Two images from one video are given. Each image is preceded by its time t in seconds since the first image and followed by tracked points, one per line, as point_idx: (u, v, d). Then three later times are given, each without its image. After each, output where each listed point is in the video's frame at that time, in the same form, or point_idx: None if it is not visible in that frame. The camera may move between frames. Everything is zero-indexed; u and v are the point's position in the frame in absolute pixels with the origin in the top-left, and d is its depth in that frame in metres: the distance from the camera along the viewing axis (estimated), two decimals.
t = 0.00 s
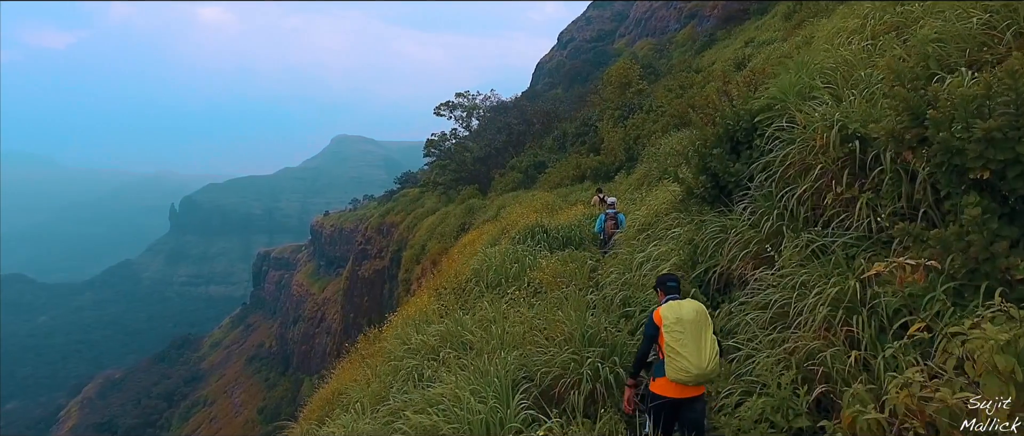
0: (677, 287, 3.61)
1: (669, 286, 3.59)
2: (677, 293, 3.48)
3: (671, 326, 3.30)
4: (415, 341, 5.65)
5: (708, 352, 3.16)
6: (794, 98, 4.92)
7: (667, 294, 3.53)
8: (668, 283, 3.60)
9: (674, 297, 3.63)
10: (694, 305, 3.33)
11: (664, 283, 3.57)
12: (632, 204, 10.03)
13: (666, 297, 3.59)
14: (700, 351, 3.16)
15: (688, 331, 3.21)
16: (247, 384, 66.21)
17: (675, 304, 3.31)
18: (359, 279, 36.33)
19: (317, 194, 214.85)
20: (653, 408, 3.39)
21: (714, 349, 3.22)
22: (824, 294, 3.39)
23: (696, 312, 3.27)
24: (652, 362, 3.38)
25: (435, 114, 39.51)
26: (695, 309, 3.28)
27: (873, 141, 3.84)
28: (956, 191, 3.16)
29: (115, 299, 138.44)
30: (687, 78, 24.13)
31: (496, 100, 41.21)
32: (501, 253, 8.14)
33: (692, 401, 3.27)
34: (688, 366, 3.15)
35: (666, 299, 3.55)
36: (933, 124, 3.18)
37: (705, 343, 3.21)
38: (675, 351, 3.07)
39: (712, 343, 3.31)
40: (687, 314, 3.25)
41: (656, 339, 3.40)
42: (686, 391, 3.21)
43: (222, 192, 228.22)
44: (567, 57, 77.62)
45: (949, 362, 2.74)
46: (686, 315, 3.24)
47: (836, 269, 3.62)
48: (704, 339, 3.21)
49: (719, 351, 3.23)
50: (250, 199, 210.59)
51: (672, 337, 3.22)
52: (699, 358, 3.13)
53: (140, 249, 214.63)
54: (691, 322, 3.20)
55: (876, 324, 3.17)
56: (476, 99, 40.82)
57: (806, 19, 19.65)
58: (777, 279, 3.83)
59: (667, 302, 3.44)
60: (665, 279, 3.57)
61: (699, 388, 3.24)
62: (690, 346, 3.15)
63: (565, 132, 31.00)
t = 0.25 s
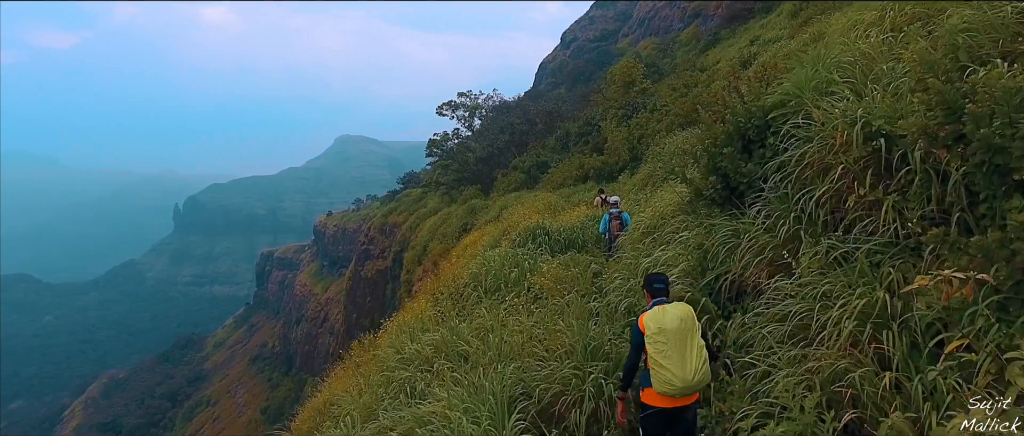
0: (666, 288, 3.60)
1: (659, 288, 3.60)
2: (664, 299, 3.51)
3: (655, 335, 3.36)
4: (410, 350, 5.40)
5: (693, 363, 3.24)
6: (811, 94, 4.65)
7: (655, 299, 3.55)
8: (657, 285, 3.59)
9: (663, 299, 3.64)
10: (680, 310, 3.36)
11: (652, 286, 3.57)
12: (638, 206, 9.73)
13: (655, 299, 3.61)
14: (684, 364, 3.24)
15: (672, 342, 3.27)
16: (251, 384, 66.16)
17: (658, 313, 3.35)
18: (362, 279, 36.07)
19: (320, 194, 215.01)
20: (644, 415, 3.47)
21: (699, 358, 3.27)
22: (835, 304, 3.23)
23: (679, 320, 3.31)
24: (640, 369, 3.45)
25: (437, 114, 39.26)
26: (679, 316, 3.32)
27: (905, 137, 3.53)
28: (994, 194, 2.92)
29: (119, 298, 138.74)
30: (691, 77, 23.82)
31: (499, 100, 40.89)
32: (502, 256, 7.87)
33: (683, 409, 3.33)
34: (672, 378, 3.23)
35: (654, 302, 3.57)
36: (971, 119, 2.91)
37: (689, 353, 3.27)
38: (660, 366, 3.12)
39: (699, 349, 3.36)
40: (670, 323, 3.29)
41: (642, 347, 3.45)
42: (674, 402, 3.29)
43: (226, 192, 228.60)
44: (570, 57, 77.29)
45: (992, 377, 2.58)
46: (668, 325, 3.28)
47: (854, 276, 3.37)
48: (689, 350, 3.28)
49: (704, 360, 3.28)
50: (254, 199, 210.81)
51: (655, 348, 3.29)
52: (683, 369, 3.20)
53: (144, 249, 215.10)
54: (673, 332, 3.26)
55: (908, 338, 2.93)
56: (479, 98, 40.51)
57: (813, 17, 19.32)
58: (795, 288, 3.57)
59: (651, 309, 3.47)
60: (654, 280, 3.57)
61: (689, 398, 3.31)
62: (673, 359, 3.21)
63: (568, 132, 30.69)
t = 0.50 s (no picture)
0: (669, 297, 3.53)
1: (660, 297, 3.54)
2: (665, 309, 3.45)
3: (649, 346, 3.33)
4: (402, 360, 5.13)
5: (689, 378, 3.16)
6: (829, 89, 4.38)
7: (656, 309, 3.49)
8: (660, 294, 3.55)
9: (666, 309, 3.57)
10: (678, 320, 3.31)
11: (654, 294, 3.52)
12: (642, 207, 9.44)
13: (658, 309, 3.55)
14: (678, 377, 3.16)
15: (667, 354, 3.22)
16: (253, 384, 66.06)
17: (654, 323, 3.31)
18: (364, 279, 35.83)
19: (322, 194, 215.05)
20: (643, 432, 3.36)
21: (695, 372, 3.19)
22: (851, 316, 3.08)
23: (677, 329, 3.25)
24: (638, 381, 3.40)
25: (439, 113, 38.97)
26: (677, 326, 3.27)
27: (936, 134, 3.27)
28: None
29: (122, 298, 138.89)
30: (696, 76, 23.51)
31: (501, 100, 40.58)
32: (501, 260, 7.59)
33: (685, 425, 3.24)
34: (666, 391, 3.17)
35: (656, 312, 3.51)
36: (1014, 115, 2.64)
37: (685, 365, 3.20)
38: (649, 379, 3.07)
39: (696, 362, 3.27)
40: (665, 334, 3.25)
41: (638, 358, 3.43)
42: (673, 418, 3.21)
43: (229, 192, 228.84)
44: (573, 56, 76.96)
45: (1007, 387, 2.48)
46: (663, 335, 3.24)
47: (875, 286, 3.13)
48: (686, 363, 3.21)
49: (701, 372, 3.20)
50: (256, 199, 210.90)
51: (650, 359, 3.24)
52: (677, 383, 3.14)
53: (147, 249, 215.48)
54: (667, 342, 3.20)
55: (943, 355, 2.68)
56: (481, 98, 40.23)
57: (819, 14, 19.02)
58: (815, 299, 3.33)
59: (651, 319, 3.44)
60: (657, 288, 3.51)
61: (687, 413, 3.22)
62: (664, 371, 3.16)
63: (570, 132, 30.41)
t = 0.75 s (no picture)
0: (691, 302, 3.37)
1: (683, 300, 3.39)
2: (684, 317, 3.31)
3: (662, 353, 3.22)
4: (393, 371, 4.88)
5: (697, 392, 3.06)
6: (850, 82, 4.14)
7: (676, 314, 3.35)
8: (682, 296, 3.39)
9: (687, 314, 3.42)
10: (699, 328, 3.17)
11: (675, 296, 3.37)
12: (647, 208, 9.14)
13: (678, 314, 3.40)
14: (687, 393, 3.06)
15: (679, 366, 3.11)
16: (255, 384, 65.98)
17: (670, 331, 3.18)
18: (366, 280, 35.58)
19: (324, 194, 215.07)
20: None
21: (708, 389, 3.08)
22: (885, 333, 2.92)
23: (694, 342, 3.11)
24: (648, 389, 3.32)
25: (440, 113, 38.69)
26: (695, 338, 3.12)
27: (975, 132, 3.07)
28: None
29: (125, 298, 138.86)
30: (699, 75, 23.20)
31: (502, 99, 40.25)
32: (500, 263, 7.31)
33: None
34: (673, 405, 3.08)
35: (676, 318, 3.36)
36: None
37: (695, 381, 3.09)
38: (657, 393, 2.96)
39: (710, 375, 3.15)
40: (680, 345, 3.12)
41: (649, 366, 3.34)
42: (680, 430, 3.13)
43: (231, 192, 228.96)
44: (575, 56, 76.64)
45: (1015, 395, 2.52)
46: (677, 346, 3.12)
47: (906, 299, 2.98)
48: (697, 377, 3.10)
49: (713, 389, 3.09)
50: (259, 199, 210.93)
51: (659, 369, 3.16)
52: (685, 397, 3.04)
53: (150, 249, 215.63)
54: (680, 354, 3.08)
55: (986, 377, 2.57)
56: (482, 98, 39.90)
57: (825, 12, 18.73)
58: (844, 313, 3.12)
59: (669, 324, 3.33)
60: (680, 290, 3.34)
61: (696, 427, 3.12)
62: (673, 385, 3.07)
63: (572, 131, 30.13)
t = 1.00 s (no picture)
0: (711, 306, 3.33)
1: (700, 306, 3.33)
2: (703, 323, 3.25)
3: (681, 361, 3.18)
4: (384, 383, 4.62)
5: (720, 401, 3.03)
6: (872, 77, 3.94)
7: (692, 321, 3.30)
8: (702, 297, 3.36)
9: (704, 320, 3.38)
10: (719, 334, 3.14)
11: (692, 300, 3.31)
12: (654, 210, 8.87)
13: (695, 320, 3.35)
14: (707, 404, 3.02)
15: (699, 377, 3.07)
16: (257, 384, 65.89)
17: (689, 337, 3.14)
18: (367, 280, 35.35)
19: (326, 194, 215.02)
20: None
21: (727, 399, 3.05)
22: (925, 352, 2.77)
23: (713, 350, 3.07)
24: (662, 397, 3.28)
25: (441, 113, 38.44)
26: (716, 345, 3.09)
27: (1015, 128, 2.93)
28: None
29: (127, 298, 138.89)
30: (702, 74, 22.96)
31: (503, 99, 39.98)
32: (501, 268, 7.03)
33: None
34: (692, 416, 3.04)
35: (692, 325, 3.31)
36: None
37: (717, 393, 3.05)
38: (675, 403, 2.91)
39: (730, 385, 3.10)
40: (701, 351, 3.07)
41: (666, 373, 3.29)
42: None
43: (232, 192, 229.03)
44: (577, 56, 76.38)
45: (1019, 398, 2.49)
46: (698, 352, 3.07)
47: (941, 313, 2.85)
48: (717, 387, 3.06)
49: (735, 398, 3.05)
50: (260, 199, 210.93)
51: (679, 377, 3.11)
52: (706, 407, 3.00)
53: (152, 249, 215.70)
54: (702, 361, 3.04)
55: None
56: (483, 98, 39.63)
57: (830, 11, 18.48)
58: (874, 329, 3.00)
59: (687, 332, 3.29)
60: (698, 292, 3.29)
61: None
62: (692, 394, 3.02)
63: (573, 131, 29.90)
